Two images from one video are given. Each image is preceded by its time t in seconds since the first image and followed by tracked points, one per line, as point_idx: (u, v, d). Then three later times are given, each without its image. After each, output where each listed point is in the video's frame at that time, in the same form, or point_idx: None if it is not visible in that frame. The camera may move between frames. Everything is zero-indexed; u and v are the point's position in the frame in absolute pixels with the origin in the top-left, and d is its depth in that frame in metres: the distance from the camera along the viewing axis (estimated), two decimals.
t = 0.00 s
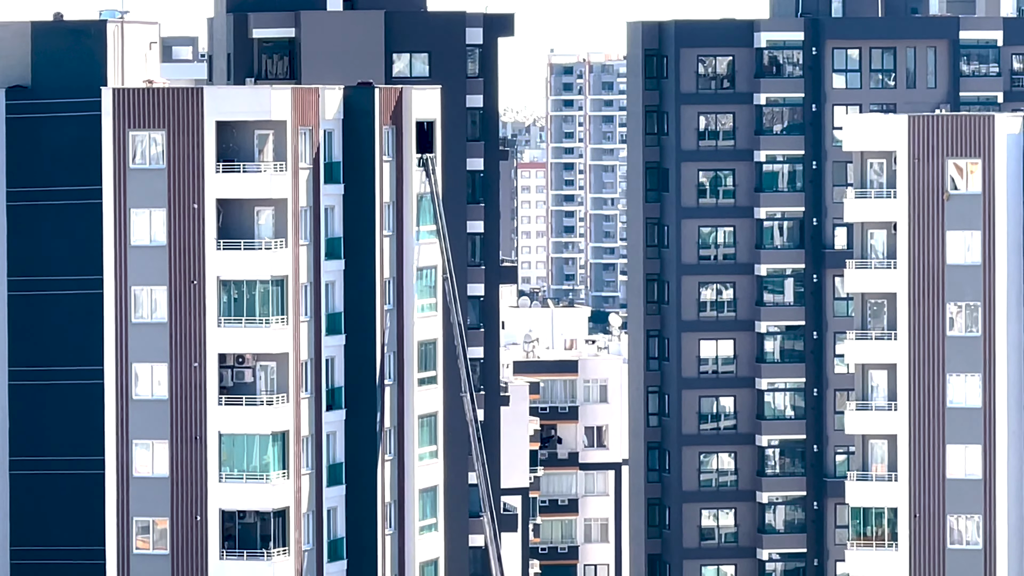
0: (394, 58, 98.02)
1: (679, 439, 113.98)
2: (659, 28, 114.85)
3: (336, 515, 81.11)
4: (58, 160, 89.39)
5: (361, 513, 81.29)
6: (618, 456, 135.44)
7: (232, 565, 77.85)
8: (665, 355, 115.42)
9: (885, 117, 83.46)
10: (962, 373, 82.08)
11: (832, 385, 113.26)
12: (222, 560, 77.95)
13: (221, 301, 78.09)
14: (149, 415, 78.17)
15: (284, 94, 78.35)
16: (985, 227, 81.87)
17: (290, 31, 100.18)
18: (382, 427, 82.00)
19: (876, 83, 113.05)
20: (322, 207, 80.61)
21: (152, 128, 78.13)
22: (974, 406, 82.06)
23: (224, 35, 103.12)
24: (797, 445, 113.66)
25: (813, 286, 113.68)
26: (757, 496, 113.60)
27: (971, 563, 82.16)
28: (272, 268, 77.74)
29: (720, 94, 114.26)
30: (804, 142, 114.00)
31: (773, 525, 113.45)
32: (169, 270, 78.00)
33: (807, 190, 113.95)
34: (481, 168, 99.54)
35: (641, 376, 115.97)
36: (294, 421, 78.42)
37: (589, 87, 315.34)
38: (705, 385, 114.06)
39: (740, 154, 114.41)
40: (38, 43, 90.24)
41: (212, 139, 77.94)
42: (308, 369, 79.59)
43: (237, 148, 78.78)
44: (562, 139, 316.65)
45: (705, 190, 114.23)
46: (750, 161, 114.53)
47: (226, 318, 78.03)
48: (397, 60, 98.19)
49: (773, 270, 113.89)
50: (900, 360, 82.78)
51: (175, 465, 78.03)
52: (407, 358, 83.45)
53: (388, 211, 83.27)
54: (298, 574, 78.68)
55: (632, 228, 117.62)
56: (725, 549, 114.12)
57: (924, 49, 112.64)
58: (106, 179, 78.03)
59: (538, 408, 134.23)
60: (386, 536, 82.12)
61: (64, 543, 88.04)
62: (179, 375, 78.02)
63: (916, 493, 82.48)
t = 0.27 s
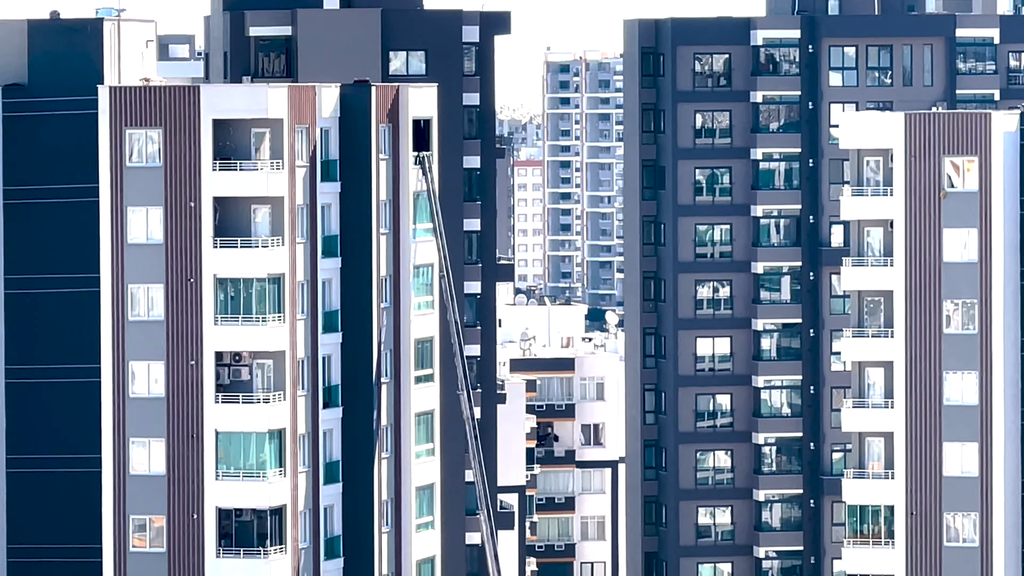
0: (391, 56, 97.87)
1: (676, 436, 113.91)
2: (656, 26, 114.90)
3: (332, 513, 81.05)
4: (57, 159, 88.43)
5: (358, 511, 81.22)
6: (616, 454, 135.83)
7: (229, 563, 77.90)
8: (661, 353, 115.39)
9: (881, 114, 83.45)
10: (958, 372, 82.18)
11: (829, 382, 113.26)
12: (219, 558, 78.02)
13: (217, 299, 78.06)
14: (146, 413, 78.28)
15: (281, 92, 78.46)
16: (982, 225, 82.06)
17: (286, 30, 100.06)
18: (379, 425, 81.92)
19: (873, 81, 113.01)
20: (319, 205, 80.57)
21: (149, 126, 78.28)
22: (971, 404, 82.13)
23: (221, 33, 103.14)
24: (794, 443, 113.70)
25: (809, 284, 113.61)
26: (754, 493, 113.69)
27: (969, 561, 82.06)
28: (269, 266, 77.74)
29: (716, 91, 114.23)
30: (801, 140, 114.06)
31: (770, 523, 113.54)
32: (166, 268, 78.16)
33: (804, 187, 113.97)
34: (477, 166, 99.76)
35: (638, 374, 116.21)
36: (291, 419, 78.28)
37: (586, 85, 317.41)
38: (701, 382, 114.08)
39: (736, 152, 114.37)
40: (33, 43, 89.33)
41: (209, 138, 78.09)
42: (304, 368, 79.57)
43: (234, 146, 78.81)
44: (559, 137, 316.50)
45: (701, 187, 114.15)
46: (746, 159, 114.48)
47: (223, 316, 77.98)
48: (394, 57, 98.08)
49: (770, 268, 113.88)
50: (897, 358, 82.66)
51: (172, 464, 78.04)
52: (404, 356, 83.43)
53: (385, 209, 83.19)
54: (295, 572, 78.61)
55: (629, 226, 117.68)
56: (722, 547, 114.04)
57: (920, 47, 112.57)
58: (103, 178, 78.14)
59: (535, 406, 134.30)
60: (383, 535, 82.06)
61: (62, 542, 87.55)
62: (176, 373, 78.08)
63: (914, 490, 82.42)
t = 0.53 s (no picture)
0: (386, 52, 97.70)
1: (671, 433, 114.16)
2: (651, 23, 115.15)
3: (328, 509, 81.18)
4: (53, 155, 88.19)
5: (354, 508, 81.34)
6: (611, 450, 135.76)
7: (224, 560, 77.90)
8: (657, 349, 115.73)
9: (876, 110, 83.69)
10: (955, 367, 82.17)
11: (825, 378, 113.34)
12: (215, 554, 77.98)
13: (213, 296, 78.03)
14: (142, 409, 78.32)
15: (277, 88, 78.47)
16: (978, 221, 81.97)
17: (283, 26, 100.12)
18: (375, 422, 81.91)
19: (868, 77, 113.25)
20: (314, 201, 80.52)
21: (144, 123, 78.18)
22: (966, 400, 82.14)
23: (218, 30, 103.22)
24: (790, 439, 113.59)
25: (805, 280, 113.51)
26: (750, 490, 113.76)
27: (965, 557, 82.14)
28: (264, 262, 77.61)
29: (712, 88, 114.31)
30: (797, 136, 113.89)
31: (766, 519, 113.50)
32: (162, 265, 78.09)
33: (800, 184, 113.91)
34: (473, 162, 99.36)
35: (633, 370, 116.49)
36: (287, 416, 78.30)
37: (582, 82, 315.38)
38: (697, 379, 114.09)
39: (732, 149, 114.32)
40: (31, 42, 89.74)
41: (205, 134, 77.96)
42: (300, 364, 79.43)
43: (229, 143, 78.77)
44: (554, 133, 316.51)
45: (697, 184, 114.15)
46: (742, 155, 114.41)
47: (219, 313, 77.94)
48: (389, 54, 97.91)
49: (766, 264, 113.81)
50: (892, 354, 82.76)
51: (168, 460, 78.10)
52: (400, 352, 83.32)
53: (380, 205, 83.12)
54: (290, 568, 78.75)
55: (625, 222, 117.67)
56: (719, 543, 114.27)
57: (916, 43, 112.96)
58: (98, 174, 78.08)
59: (531, 402, 133.77)
60: (379, 531, 82.10)
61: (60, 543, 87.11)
62: (172, 370, 78.04)
63: (909, 486, 82.47)
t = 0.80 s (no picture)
0: (380, 46, 97.92)
1: (666, 426, 114.20)
2: (645, 16, 114.58)
3: (323, 503, 81.21)
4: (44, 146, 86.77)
5: (348, 500, 81.47)
6: (606, 443, 134.83)
7: (219, 553, 77.89)
8: (652, 343, 115.41)
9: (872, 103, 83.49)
10: (949, 360, 82.11)
11: (819, 372, 113.21)
12: (210, 548, 77.96)
13: (208, 290, 77.94)
14: (137, 404, 78.12)
15: (272, 82, 78.36)
16: (972, 214, 81.87)
17: (277, 20, 99.95)
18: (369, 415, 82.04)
19: (863, 70, 113.00)
20: (309, 195, 80.56)
21: (139, 116, 78.06)
22: (961, 393, 82.10)
23: (211, 23, 103.07)
24: (785, 433, 113.64)
25: (800, 273, 113.59)
26: (745, 483, 113.70)
27: (959, 550, 82.22)
28: (259, 256, 77.76)
29: (706, 81, 114.31)
30: (791, 130, 113.98)
31: (761, 512, 113.53)
32: (156, 259, 77.92)
33: (795, 177, 113.91)
34: (467, 155, 99.15)
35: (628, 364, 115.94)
36: (282, 409, 78.51)
37: (575, 74, 314.32)
38: (692, 372, 114.25)
39: (727, 142, 114.47)
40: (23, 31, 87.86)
41: (200, 127, 77.85)
42: (295, 358, 79.55)
43: (223, 136, 78.67)
44: (548, 127, 316.07)
45: (692, 177, 114.36)
46: (737, 148, 114.58)
47: (213, 306, 77.89)
48: (384, 47, 98.13)
49: (760, 257, 113.91)
50: (888, 347, 82.75)
51: (163, 454, 77.95)
52: (394, 345, 83.39)
53: (375, 198, 83.14)
54: (285, 562, 78.77)
55: (619, 216, 117.49)
56: (713, 536, 114.08)
57: (910, 36, 112.41)
58: (93, 168, 78.00)
59: (525, 396, 134.33)
60: (373, 525, 82.23)
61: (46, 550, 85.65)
62: (166, 363, 77.92)
63: (903, 478, 82.52)
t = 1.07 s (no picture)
0: (374, 35, 98.00)
1: (660, 415, 114.43)
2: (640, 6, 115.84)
3: (317, 492, 81.21)
4: (36, 140, 84.82)
5: (342, 489, 81.38)
6: (600, 432, 135.18)
7: (213, 542, 77.76)
8: (645, 331, 115.86)
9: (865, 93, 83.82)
10: (942, 349, 82.14)
11: (812, 360, 112.57)
12: (203, 537, 77.86)
13: (201, 278, 77.96)
14: (130, 392, 78.22)
15: (265, 71, 78.37)
16: (965, 202, 81.91)
17: (269, 9, 100.07)
18: (363, 404, 81.89)
19: (856, 59, 112.44)
20: (302, 183, 80.48)
21: (132, 105, 77.96)
22: (955, 381, 82.04)
23: (204, 13, 103.15)
24: (778, 421, 113.38)
25: (793, 262, 113.20)
26: (739, 471, 113.84)
27: (953, 538, 82.20)
28: (252, 245, 77.69)
29: (699, 70, 114.44)
30: (785, 118, 113.65)
31: (754, 501, 113.49)
32: (149, 248, 77.93)
33: (788, 166, 113.62)
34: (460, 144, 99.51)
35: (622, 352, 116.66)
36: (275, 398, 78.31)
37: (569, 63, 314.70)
38: (685, 360, 114.45)
39: (721, 131, 114.69)
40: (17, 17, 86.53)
41: (193, 117, 77.86)
42: (289, 347, 79.53)
43: (217, 125, 78.76)
44: (542, 116, 316.05)
45: (685, 166, 114.57)
46: (730, 137, 114.74)
47: (207, 295, 77.92)
48: (377, 36, 98.21)
49: (754, 246, 113.68)
50: (881, 336, 82.95)
51: (156, 443, 77.93)
52: (388, 334, 83.28)
53: (368, 187, 83.13)
54: (279, 550, 78.57)
55: (613, 204, 118.06)
56: (707, 525, 114.30)
57: (904, 25, 111.96)
58: (86, 157, 78.12)
59: (519, 385, 133.55)
60: (367, 514, 82.16)
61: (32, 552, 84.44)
62: (159, 353, 77.96)
63: (896, 467, 82.62)
